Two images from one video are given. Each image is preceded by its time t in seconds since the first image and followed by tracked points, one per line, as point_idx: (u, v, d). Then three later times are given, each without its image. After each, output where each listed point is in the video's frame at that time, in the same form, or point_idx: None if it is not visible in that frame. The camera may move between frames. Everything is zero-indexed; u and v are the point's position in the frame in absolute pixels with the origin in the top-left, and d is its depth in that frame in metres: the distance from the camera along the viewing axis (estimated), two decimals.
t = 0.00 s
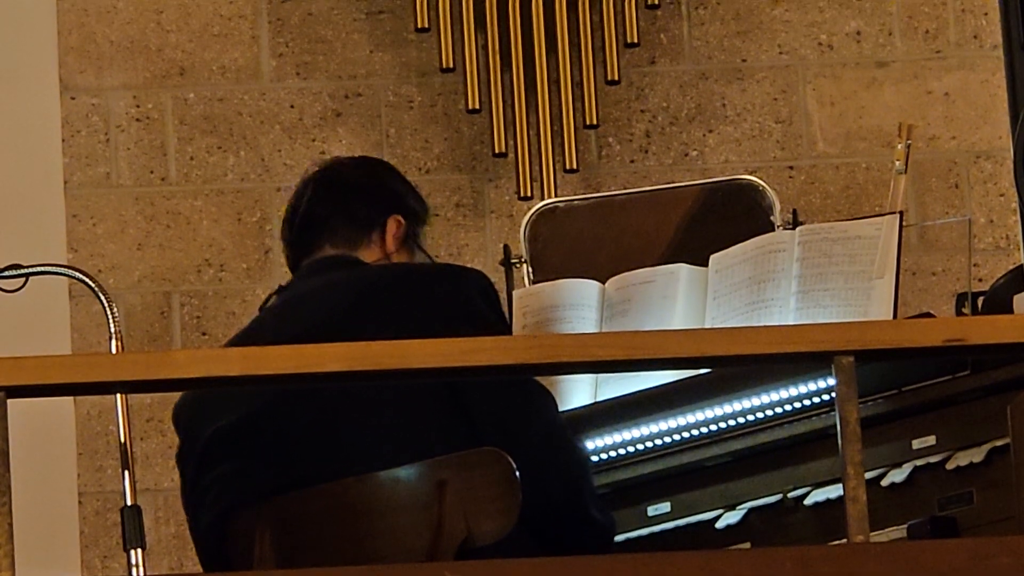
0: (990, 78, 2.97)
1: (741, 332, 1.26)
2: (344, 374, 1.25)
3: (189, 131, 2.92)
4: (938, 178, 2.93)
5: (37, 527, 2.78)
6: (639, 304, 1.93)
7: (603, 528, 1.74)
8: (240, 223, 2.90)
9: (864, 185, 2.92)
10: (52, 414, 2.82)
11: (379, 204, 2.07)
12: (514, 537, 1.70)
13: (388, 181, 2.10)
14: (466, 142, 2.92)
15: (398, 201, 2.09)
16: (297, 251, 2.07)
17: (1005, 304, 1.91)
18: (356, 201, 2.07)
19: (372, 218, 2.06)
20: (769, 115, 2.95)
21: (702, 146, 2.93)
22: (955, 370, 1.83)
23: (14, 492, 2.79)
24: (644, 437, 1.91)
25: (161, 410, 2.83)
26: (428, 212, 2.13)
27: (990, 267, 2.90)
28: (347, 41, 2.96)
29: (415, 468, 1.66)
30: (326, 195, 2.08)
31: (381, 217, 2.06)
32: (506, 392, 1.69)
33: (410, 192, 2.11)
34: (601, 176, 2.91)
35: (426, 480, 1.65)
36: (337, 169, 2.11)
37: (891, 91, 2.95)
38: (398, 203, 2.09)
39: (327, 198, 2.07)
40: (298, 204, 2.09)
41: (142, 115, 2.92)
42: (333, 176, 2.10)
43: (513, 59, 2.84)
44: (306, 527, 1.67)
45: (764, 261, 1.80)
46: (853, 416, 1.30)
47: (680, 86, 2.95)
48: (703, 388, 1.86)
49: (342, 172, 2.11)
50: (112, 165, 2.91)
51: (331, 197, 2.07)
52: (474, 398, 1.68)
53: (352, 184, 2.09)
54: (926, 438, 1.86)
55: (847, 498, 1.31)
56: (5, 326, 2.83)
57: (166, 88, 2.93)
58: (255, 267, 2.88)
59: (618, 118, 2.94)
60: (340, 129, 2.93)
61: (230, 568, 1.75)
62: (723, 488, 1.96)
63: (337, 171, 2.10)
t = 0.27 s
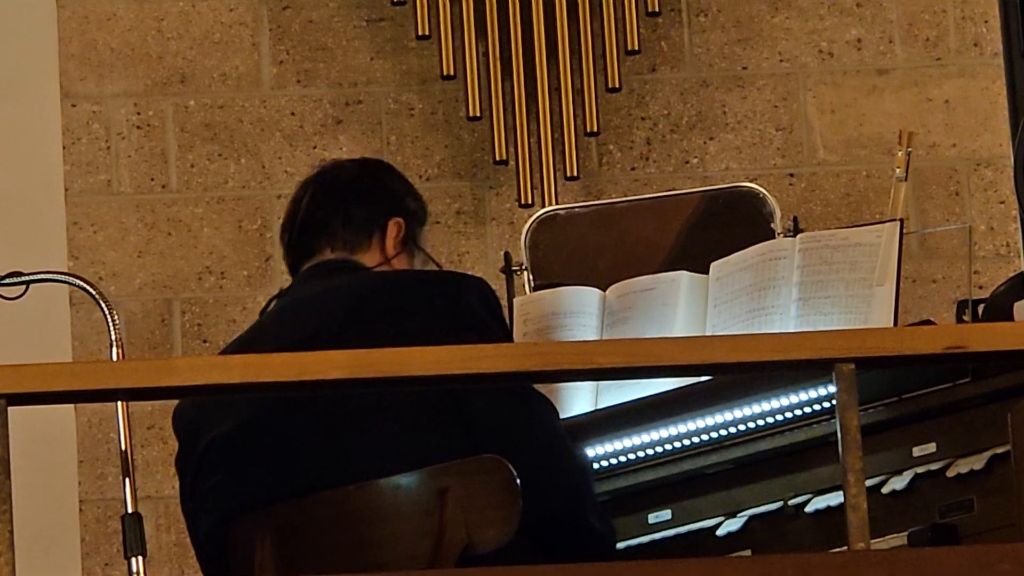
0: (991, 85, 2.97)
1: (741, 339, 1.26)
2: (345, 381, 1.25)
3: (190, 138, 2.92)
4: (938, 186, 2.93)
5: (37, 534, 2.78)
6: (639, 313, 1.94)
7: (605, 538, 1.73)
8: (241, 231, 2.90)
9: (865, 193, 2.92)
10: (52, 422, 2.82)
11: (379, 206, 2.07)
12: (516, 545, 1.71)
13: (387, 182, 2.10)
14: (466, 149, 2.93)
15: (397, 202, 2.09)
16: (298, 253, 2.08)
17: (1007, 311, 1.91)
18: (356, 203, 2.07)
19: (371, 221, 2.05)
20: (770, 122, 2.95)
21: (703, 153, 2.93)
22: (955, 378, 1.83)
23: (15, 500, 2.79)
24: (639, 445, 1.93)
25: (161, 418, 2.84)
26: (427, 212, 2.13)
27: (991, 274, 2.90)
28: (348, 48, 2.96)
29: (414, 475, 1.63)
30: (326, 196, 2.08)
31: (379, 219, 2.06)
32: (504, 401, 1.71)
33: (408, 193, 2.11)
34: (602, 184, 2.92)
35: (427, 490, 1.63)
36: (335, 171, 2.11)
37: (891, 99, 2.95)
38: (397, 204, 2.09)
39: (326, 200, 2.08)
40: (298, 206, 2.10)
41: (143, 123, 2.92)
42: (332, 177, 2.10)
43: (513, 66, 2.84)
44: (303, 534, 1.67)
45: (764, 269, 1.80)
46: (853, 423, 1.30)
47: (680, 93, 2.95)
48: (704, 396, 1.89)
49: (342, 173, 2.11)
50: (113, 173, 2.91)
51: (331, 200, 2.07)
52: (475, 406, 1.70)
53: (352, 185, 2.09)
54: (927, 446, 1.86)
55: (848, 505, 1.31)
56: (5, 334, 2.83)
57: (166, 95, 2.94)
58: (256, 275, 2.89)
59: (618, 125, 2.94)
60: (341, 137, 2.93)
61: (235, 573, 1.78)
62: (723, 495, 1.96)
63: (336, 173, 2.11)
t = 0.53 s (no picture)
0: (993, 93, 2.98)
1: (744, 347, 1.26)
2: (346, 389, 1.25)
3: (192, 146, 2.93)
4: (940, 194, 2.93)
5: (40, 541, 2.78)
6: (642, 321, 1.94)
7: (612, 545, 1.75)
8: (243, 238, 2.90)
9: (867, 201, 2.93)
10: (54, 430, 2.83)
11: (394, 215, 2.08)
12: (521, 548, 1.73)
13: (402, 191, 2.11)
14: (469, 157, 2.93)
15: (412, 212, 2.10)
16: (311, 258, 2.08)
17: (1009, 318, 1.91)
18: (372, 210, 2.07)
19: (386, 228, 2.06)
20: (772, 130, 2.95)
21: (705, 161, 2.93)
22: (957, 386, 1.80)
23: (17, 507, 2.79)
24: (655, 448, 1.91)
25: (163, 425, 2.84)
26: (439, 224, 2.14)
27: (992, 282, 2.90)
28: (350, 56, 2.96)
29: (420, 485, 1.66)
30: (342, 203, 2.08)
31: (395, 227, 2.07)
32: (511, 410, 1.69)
33: (422, 203, 2.12)
34: (604, 192, 2.92)
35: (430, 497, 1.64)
36: (352, 178, 2.12)
37: (893, 106, 2.95)
38: (412, 214, 2.10)
39: (341, 205, 2.08)
40: (313, 211, 2.10)
41: (145, 130, 2.93)
42: (348, 185, 2.11)
43: (515, 74, 2.84)
44: (309, 540, 1.67)
45: (767, 277, 1.80)
46: (856, 431, 1.30)
47: (682, 101, 2.96)
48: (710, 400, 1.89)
49: (354, 180, 2.12)
50: (115, 181, 2.91)
51: (346, 206, 2.08)
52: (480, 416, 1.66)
53: (367, 191, 2.09)
54: (928, 453, 1.87)
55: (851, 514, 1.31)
56: (8, 342, 2.83)
57: (169, 103, 2.94)
58: (258, 282, 2.89)
59: (620, 133, 2.94)
60: (344, 145, 2.93)
61: None
62: (723, 503, 1.95)
63: (352, 181, 2.12)
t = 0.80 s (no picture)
0: (996, 100, 2.98)
1: (746, 354, 1.26)
2: (348, 396, 1.26)
3: (194, 153, 2.93)
4: (942, 201, 2.93)
5: (42, 548, 2.78)
6: (644, 328, 1.94)
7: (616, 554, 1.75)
8: (246, 246, 2.91)
9: (870, 208, 2.93)
10: (57, 438, 2.83)
11: (406, 223, 2.08)
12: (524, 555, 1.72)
13: (414, 198, 2.11)
14: (471, 164, 2.93)
15: (424, 220, 2.10)
16: (321, 264, 2.08)
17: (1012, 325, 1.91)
18: (383, 217, 2.07)
19: (398, 237, 2.06)
20: (774, 137, 2.95)
21: (707, 168, 2.93)
22: (959, 392, 1.82)
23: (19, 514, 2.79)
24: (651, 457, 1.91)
25: (166, 433, 2.84)
26: (453, 232, 2.14)
27: (995, 289, 2.90)
28: (353, 64, 2.97)
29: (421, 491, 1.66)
30: (353, 210, 2.08)
31: (405, 236, 2.07)
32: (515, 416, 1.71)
33: (437, 211, 2.12)
34: (607, 199, 2.92)
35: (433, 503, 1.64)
36: (364, 185, 2.12)
37: (896, 114, 2.96)
38: (424, 222, 2.10)
39: (352, 213, 2.08)
40: (325, 219, 2.11)
41: (148, 138, 2.93)
42: (361, 192, 2.11)
43: (518, 81, 2.85)
44: (311, 548, 1.66)
45: (769, 283, 1.80)
46: (858, 438, 1.30)
47: (685, 108, 2.96)
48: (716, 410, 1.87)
49: (367, 187, 2.12)
50: (117, 188, 2.92)
51: (358, 213, 2.08)
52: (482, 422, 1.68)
53: (378, 198, 2.10)
54: (931, 459, 1.87)
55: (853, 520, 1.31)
56: (10, 349, 2.84)
57: (171, 110, 2.94)
58: (260, 289, 2.89)
59: (623, 141, 2.95)
60: (346, 152, 2.94)
61: None
62: (724, 509, 1.97)
63: (365, 188, 2.12)
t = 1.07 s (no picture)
0: (999, 107, 2.98)
1: (751, 360, 1.26)
2: (351, 403, 1.26)
3: (197, 161, 2.94)
4: (946, 208, 2.93)
5: (45, 557, 2.78)
6: (649, 335, 1.94)
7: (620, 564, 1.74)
8: (249, 253, 2.91)
9: (873, 215, 2.93)
10: (61, 445, 2.83)
11: (415, 232, 2.08)
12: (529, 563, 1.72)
13: (423, 207, 2.11)
14: (475, 171, 2.94)
15: (433, 229, 2.09)
16: (329, 271, 2.08)
17: (1015, 332, 1.91)
18: (390, 226, 2.07)
19: (406, 246, 2.06)
20: (778, 144, 2.95)
21: (711, 175, 2.93)
22: (963, 399, 1.82)
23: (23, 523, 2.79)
24: (654, 464, 1.93)
25: (169, 440, 2.84)
26: (462, 242, 2.14)
27: (998, 296, 2.90)
28: (356, 71, 2.97)
29: (425, 498, 1.66)
30: (361, 218, 2.08)
31: (413, 244, 2.07)
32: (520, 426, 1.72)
33: (446, 221, 2.11)
34: (610, 206, 2.92)
35: (437, 510, 1.65)
36: (372, 194, 2.12)
37: (899, 121, 2.96)
38: (433, 232, 2.10)
39: (360, 221, 2.08)
40: (333, 227, 2.11)
41: (151, 145, 2.94)
42: (369, 200, 2.11)
43: (521, 88, 2.85)
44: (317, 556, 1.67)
45: (773, 290, 1.80)
46: (861, 446, 1.30)
47: (688, 115, 2.96)
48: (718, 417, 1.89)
49: (376, 196, 2.12)
50: (121, 196, 2.92)
51: (367, 221, 2.08)
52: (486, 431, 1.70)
53: (387, 206, 2.10)
54: (935, 467, 1.86)
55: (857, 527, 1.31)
56: (13, 357, 2.84)
57: (174, 118, 2.95)
58: (263, 297, 2.89)
59: (626, 148, 2.95)
60: (350, 159, 2.94)
61: None
62: (727, 518, 1.94)
63: (374, 196, 2.12)
